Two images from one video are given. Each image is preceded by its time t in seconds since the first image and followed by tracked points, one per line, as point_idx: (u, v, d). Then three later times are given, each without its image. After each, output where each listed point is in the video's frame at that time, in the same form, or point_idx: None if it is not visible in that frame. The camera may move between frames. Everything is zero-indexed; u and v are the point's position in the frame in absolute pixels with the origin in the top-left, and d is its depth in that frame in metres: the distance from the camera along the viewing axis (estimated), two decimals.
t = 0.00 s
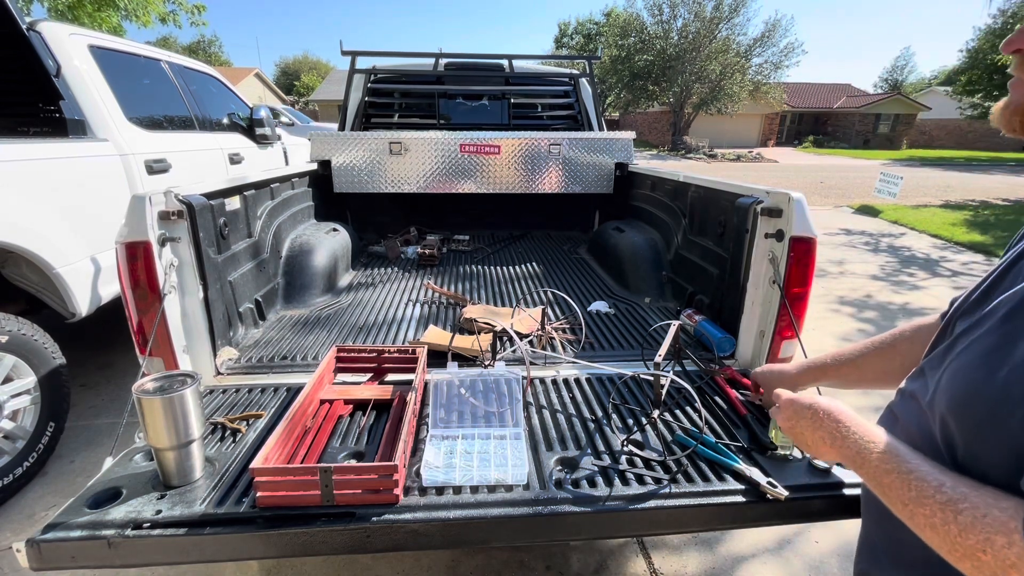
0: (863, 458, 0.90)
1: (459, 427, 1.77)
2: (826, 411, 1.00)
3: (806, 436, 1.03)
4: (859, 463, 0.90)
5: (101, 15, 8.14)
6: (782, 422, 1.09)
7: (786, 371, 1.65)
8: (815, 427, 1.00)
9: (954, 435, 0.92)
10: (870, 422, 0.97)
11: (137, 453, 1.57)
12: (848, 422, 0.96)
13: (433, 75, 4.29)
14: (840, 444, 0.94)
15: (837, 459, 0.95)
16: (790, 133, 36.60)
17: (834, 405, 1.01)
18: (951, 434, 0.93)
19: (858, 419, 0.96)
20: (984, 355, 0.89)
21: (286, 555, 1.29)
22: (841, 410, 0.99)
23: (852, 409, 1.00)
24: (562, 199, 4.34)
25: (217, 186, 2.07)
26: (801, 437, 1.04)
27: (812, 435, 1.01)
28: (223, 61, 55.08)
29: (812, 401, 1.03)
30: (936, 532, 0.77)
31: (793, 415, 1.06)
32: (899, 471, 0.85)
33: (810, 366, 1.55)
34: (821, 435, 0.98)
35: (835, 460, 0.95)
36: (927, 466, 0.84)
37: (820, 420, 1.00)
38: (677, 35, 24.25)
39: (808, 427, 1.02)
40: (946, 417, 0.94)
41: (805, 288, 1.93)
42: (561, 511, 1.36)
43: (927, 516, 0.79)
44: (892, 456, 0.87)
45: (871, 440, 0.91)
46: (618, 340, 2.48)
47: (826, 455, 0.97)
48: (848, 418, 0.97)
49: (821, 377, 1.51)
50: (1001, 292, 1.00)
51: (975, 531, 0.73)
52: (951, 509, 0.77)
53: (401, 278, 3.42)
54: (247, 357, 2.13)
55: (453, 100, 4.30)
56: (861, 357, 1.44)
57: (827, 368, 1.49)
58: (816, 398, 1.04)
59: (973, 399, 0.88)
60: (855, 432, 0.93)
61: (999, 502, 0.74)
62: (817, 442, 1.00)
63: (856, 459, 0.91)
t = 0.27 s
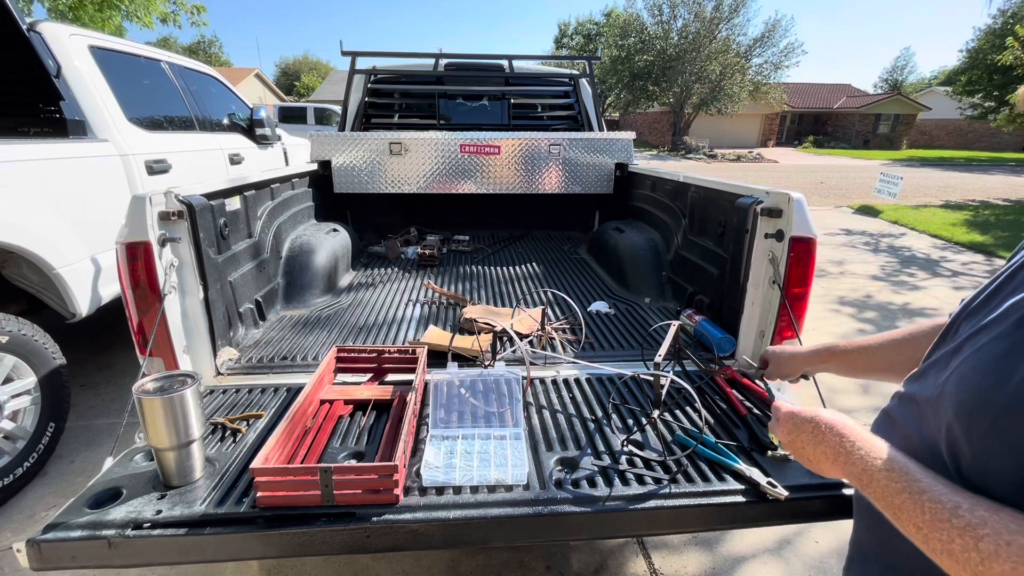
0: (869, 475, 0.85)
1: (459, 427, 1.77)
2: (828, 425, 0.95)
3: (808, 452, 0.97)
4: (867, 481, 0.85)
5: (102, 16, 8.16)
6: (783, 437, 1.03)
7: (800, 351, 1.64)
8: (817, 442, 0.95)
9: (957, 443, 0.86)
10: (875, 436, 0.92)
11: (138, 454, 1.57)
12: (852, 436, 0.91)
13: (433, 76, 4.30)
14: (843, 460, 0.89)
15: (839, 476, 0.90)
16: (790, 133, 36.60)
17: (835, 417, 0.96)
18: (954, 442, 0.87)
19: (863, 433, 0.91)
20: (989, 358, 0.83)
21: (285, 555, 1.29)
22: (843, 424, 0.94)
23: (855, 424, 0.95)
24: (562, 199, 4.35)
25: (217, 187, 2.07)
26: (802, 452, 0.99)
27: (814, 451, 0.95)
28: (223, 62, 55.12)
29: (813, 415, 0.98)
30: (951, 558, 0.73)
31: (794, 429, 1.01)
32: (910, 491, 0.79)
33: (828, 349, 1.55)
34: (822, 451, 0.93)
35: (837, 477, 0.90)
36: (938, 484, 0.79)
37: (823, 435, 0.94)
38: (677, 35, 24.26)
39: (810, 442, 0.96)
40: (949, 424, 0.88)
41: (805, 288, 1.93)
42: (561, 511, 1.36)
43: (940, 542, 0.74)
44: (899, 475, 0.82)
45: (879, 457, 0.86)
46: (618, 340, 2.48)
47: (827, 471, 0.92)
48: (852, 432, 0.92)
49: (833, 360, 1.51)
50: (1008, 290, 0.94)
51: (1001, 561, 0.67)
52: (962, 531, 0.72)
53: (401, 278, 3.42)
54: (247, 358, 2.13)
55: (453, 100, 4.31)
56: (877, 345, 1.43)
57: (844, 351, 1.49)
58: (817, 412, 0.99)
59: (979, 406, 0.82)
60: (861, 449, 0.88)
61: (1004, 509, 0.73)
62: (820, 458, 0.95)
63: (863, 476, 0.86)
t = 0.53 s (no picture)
0: (859, 463, 0.84)
1: (459, 427, 1.77)
2: (822, 413, 0.94)
3: (802, 439, 0.97)
4: (856, 470, 0.84)
5: (102, 16, 8.16)
6: (778, 424, 1.03)
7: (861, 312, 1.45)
8: (811, 430, 0.94)
9: (949, 437, 0.86)
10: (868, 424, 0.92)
11: (137, 453, 1.57)
12: (845, 424, 0.90)
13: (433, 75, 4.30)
14: (834, 447, 0.89)
15: (831, 464, 0.90)
16: (790, 133, 36.60)
17: (830, 406, 0.95)
18: (947, 436, 0.87)
19: (856, 422, 0.90)
20: (987, 353, 0.82)
21: (285, 555, 1.29)
22: (837, 412, 0.93)
23: (850, 411, 0.95)
24: (561, 199, 4.34)
25: (217, 186, 2.07)
26: (797, 439, 0.99)
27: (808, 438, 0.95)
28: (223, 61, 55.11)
29: (809, 402, 0.98)
30: (931, 541, 0.73)
31: (790, 416, 1.01)
32: (899, 479, 0.79)
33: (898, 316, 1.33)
34: (816, 438, 0.93)
35: (829, 464, 0.91)
36: (927, 472, 0.79)
37: (816, 422, 0.94)
38: (677, 35, 24.25)
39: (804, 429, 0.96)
40: (943, 418, 0.88)
41: (806, 288, 1.93)
42: (561, 511, 1.36)
43: (922, 527, 0.75)
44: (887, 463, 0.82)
45: (871, 444, 0.86)
46: (618, 340, 2.48)
47: (820, 458, 0.93)
48: (846, 420, 0.91)
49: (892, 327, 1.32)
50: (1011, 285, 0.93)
51: (984, 551, 0.67)
52: (945, 516, 0.73)
53: (401, 278, 3.42)
54: (247, 357, 2.13)
55: (453, 100, 4.31)
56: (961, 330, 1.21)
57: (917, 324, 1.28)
58: (813, 400, 0.99)
59: (972, 402, 0.82)
60: (852, 437, 0.88)
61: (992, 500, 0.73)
62: (813, 445, 0.94)
63: (854, 465, 0.85)
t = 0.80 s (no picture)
0: (845, 421, 0.95)
1: (459, 427, 1.77)
2: (821, 371, 1.03)
3: (799, 391, 1.06)
4: (841, 425, 0.96)
5: (101, 16, 8.15)
6: (779, 376, 1.11)
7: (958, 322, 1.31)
8: (808, 386, 1.04)
9: (931, 417, 0.96)
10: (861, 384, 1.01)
11: (138, 453, 1.57)
12: (840, 383, 1.00)
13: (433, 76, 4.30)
14: (830, 405, 0.99)
15: (821, 416, 1.01)
16: (790, 133, 36.59)
17: (829, 365, 1.03)
18: (930, 415, 0.96)
19: (850, 382, 1.00)
20: (967, 345, 0.90)
21: (285, 556, 1.29)
22: (836, 372, 1.02)
23: (851, 372, 1.03)
24: (562, 199, 4.34)
25: (217, 187, 2.07)
26: (795, 390, 1.07)
27: (803, 392, 1.04)
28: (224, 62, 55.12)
29: (813, 359, 1.06)
30: (896, 499, 0.86)
31: (790, 371, 1.08)
32: (875, 438, 0.91)
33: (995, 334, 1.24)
34: (811, 394, 1.03)
35: (821, 417, 1.01)
36: (902, 438, 0.91)
37: (814, 380, 1.03)
38: (677, 36, 24.23)
39: (802, 386, 1.05)
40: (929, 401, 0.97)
41: (806, 288, 1.93)
42: (561, 511, 1.37)
43: (891, 486, 0.86)
44: (877, 427, 0.92)
45: (859, 405, 0.96)
46: (618, 340, 2.48)
47: (812, 409, 1.03)
48: (841, 380, 1.00)
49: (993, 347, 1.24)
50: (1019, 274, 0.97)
51: (929, 501, 0.81)
52: (915, 481, 0.84)
53: (401, 279, 3.42)
54: (247, 358, 2.13)
55: (453, 100, 4.31)
56: None
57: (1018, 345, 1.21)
58: (817, 356, 1.06)
59: (953, 384, 0.90)
60: (844, 396, 0.98)
61: (958, 467, 0.84)
62: (808, 399, 1.04)
63: (840, 421, 0.96)
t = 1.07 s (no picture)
0: (849, 387, 1.01)
1: (459, 427, 1.77)
2: (839, 343, 1.09)
3: (816, 362, 1.13)
4: (845, 390, 1.01)
5: (101, 15, 8.15)
6: (802, 349, 1.18)
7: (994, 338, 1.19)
8: (825, 356, 1.11)
9: (935, 406, 0.99)
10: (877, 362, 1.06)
11: (137, 453, 1.57)
12: (854, 354, 1.06)
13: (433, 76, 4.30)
14: (837, 373, 1.05)
15: (830, 383, 1.08)
16: (790, 133, 36.59)
17: (848, 340, 1.10)
18: (935, 403, 0.99)
19: (865, 356, 1.05)
20: (973, 340, 0.94)
21: (285, 556, 1.29)
22: (854, 346, 1.08)
23: (868, 348, 1.09)
24: (562, 199, 4.34)
25: (217, 186, 2.07)
26: (813, 363, 1.14)
27: (821, 362, 1.11)
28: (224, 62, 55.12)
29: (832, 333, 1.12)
30: (875, 455, 0.91)
31: (811, 345, 1.16)
32: (870, 404, 0.96)
33: None
34: (826, 363, 1.09)
35: (830, 386, 1.08)
36: (898, 408, 0.95)
37: (831, 351, 1.10)
38: (677, 35, 24.21)
39: (821, 357, 1.12)
40: (933, 392, 1.01)
41: (806, 288, 1.94)
42: (561, 511, 1.36)
43: (873, 443, 0.92)
44: (875, 392, 0.98)
45: (866, 375, 1.01)
46: (618, 340, 2.48)
47: (824, 379, 1.10)
48: (855, 352, 1.06)
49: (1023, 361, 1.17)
50: None
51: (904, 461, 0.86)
52: (897, 439, 0.89)
53: (401, 278, 3.42)
54: (247, 357, 2.13)
55: (453, 100, 4.31)
56: None
57: None
58: (838, 331, 1.13)
59: (959, 372, 0.93)
60: (855, 366, 1.04)
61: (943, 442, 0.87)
62: (823, 368, 1.11)
63: (846, 386, 1.02)
